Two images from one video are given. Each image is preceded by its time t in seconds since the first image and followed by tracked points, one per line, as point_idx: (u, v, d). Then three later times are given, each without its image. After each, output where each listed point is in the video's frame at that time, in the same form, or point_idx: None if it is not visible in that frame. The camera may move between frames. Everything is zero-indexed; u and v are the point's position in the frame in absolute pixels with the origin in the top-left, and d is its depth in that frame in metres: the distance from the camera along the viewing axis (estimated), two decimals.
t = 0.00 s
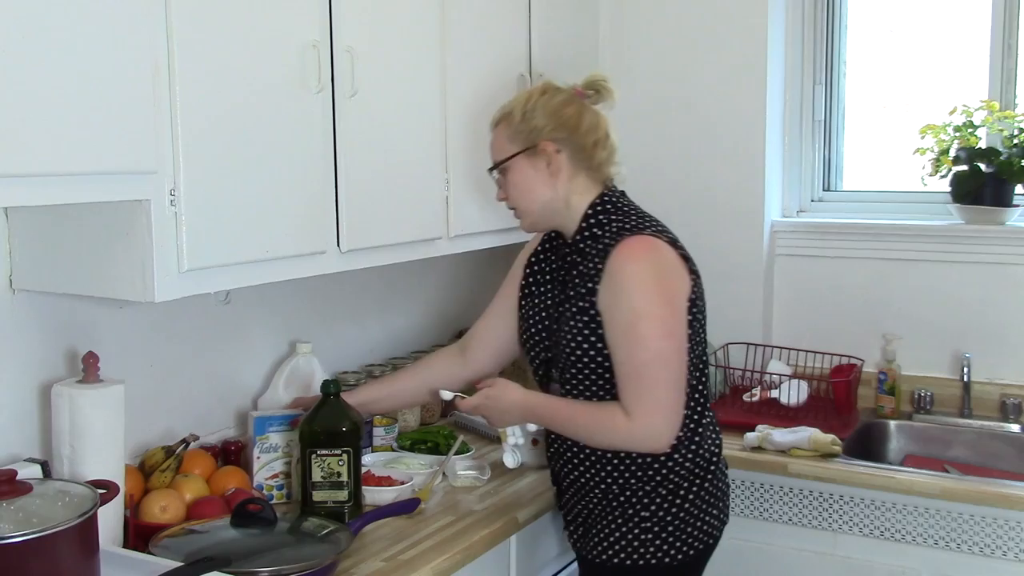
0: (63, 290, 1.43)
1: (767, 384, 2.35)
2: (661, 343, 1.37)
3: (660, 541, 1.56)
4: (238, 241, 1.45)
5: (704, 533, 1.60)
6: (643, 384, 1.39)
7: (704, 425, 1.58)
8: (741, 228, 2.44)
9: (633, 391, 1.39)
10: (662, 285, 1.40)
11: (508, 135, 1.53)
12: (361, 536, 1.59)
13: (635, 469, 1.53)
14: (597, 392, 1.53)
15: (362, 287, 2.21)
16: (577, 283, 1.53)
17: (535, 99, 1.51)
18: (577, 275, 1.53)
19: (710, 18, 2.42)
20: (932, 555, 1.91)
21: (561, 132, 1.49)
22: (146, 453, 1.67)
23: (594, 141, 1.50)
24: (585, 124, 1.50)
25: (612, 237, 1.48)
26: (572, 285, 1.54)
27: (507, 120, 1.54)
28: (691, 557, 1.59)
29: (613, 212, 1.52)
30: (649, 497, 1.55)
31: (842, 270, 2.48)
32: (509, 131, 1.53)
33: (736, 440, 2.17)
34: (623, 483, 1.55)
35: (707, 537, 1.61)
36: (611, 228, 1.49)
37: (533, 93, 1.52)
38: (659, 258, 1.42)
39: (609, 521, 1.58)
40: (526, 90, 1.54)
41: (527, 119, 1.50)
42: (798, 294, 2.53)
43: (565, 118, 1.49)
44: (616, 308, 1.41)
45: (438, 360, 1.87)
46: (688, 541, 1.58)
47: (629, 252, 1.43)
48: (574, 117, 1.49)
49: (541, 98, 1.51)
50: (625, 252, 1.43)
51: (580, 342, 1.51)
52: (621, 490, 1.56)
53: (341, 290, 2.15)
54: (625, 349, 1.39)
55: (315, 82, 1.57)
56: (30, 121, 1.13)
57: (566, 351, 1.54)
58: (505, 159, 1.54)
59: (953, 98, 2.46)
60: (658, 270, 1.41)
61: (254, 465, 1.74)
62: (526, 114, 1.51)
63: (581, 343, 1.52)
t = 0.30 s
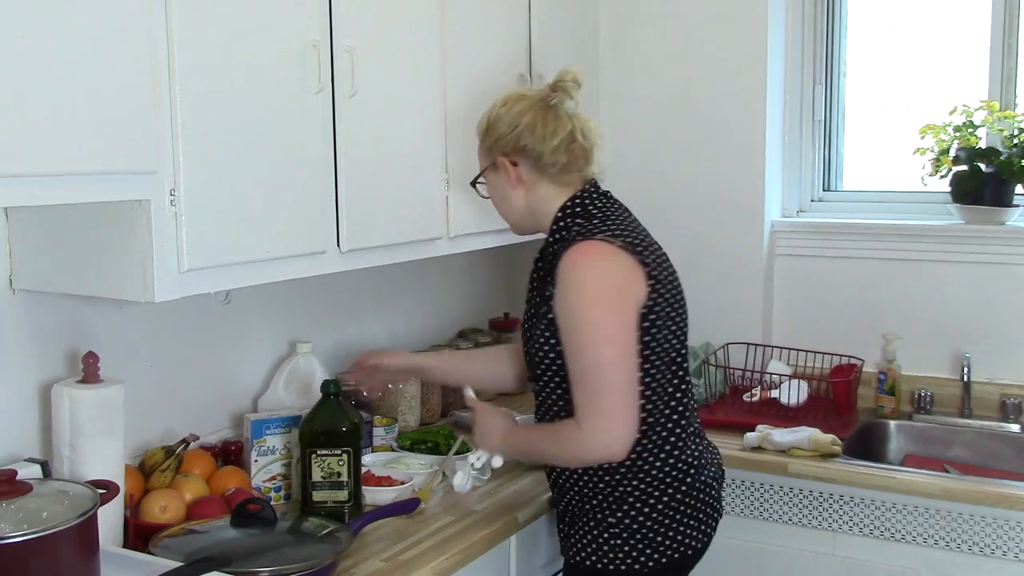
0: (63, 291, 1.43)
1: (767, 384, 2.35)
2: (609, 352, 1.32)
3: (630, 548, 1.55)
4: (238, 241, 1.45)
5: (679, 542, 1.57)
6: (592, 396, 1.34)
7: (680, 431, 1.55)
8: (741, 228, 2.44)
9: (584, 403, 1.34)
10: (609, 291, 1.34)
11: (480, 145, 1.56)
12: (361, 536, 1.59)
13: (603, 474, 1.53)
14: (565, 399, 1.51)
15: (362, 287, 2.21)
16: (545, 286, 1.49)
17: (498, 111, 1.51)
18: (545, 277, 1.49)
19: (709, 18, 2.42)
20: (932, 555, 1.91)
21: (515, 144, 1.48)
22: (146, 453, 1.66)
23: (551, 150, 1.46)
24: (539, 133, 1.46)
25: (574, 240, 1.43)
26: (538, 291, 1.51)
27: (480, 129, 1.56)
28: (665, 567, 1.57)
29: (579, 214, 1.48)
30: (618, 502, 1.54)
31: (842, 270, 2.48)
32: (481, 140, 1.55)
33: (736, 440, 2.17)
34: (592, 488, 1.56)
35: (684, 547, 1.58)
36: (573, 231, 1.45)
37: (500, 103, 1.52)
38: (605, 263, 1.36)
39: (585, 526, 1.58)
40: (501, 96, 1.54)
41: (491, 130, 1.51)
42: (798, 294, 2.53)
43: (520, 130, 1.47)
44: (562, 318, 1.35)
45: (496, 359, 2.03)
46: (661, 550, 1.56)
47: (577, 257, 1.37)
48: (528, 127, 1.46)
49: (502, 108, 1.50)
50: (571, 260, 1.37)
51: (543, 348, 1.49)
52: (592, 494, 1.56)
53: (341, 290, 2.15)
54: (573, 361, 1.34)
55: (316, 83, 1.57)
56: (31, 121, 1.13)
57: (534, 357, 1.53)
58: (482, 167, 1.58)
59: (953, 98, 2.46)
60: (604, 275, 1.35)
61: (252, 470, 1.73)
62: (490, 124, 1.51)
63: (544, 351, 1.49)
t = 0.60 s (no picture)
0: (63, 290, 1.43)
1: (767, 384, 2.35)
2: (589, 349, 1.36)
3: (616, 542, 1.56)
4: (238, 241, 1.45)
5: (667, 539, 1.56)
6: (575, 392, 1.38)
7: (669, 426, 1.53)
8: (741, 228, 2.44)
9: (566, 396, 1.39)
10: (588, 289, 1.37)
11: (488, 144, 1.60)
12: (361, 536, 1.59)
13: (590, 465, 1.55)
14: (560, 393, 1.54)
15: (362, 287, 2.21)
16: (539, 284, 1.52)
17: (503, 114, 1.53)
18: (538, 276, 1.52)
19: (709, 18, 2.42)
20: (932, 555, 1.91)
21: (516, 148, 1.50)
22: (146, 453, 1.67)
23: (549, 154, 1.48)
24: (537, 138, 1.47)
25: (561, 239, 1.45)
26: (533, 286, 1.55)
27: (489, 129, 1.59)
28: (651, 563, 1.57)
29: (570, 215, 1.49)
30: (604, 495, 1.55)
31: (842, 270, 2.48)
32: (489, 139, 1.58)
33: (736, 440, 2.17)
34: (579, 479, 1.57)
35: (672, 544, 1.57)
36: (561, 230, 1.47)
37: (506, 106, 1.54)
38: (584, 262, 1.39)
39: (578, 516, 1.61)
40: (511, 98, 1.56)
41: (496, 131, 1.54)
42: (798, 294, 2.53)
43: (520, 134, 1.49)
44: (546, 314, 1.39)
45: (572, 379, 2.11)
46: (646, 546, 1.56)
47: (560, 255, 1.40)
48: (527, 132, 1.48)
49: (507, 112, 1.52)
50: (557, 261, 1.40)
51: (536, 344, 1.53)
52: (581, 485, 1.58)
53: (341, 290, 2.15)
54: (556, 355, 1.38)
55: (316, 83, 1.57)
56: (31, 122, 1.13)
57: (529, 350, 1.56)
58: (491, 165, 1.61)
59: (953, 98, 2.46)
60: (584, 274, 1.38)
61: (251, 471, 1.73)
62: (495, 125, 1.54)
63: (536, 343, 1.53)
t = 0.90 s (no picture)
0: (62, 290, 1.43)
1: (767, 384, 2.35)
2: (619, 331, 1.45)
3: (640, 523, 1.59)
4: (238, 241, 1.45)
5: (689, 521, 1.61)
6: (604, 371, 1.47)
7: (693, 408, 1.59)
8: (741, 229, 2.44)
9: (598, 376, 1.48)
10: (616, 274, 1.47)
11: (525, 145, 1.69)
12: (361, 537, 1.59)
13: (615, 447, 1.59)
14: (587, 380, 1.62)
15: (363, 287, 2.21)
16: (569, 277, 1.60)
17: (542, 115, 1.63)
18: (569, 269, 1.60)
19: (710, 18, 2.42)
20: (932, 555, 1.91)
21: (552, 145, 1.60)
22: (146, 453, 1.67)
23: (583, 153, 1.57)
24: (573, 137, 1.57)
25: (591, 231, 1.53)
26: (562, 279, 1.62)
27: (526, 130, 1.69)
28: (672, 545, 1.61)
29: (599, 211, 1.57)
30: (628, 476, 1.59)
31: (842, 270, 2.48)
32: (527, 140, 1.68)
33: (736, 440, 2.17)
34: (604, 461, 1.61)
35: (694, 528, 1.61)
36: (591, 224, 1.55)
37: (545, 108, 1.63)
38: (610, 249, 1.48)
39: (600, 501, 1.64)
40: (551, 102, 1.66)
41: (533, 131, 1.64)
42: (798, 294, 2.53)
43: (557, 132, 1.59)
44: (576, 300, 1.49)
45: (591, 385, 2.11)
46: (669, 528, 1.59)
47: (589, 245, 1.50)
48: (563, 132, 1.57)
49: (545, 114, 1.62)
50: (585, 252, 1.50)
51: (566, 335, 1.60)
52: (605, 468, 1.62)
53: (341, 290, 2.15)
54: (587, 338, 1.48)
55: (316, 83, 1.57)
56: (31, 121, 1.13)
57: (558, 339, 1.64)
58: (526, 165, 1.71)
59: (953, 98, 2.46)
60: (611, 261, 1.47)
61: (251, 471, 1.73)
62: (533, 125, 1.64)
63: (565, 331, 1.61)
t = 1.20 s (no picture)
0: (62, 291, 1.43)
1: (767, 384, 2.35)
2: (671, 317, 1.44)
3: (673, 512, 1.68)
4: (238, 241, 1.44)
5: (717, 509, 1.71)
6: (655, 356, 1.45)
7: (721, 404, 1.69)
8: (741, 229, 2.44)
9: (647, 363, 1.45)
10: (664, 266, 1.49)
11: (551, 147, 1.75)
12: (361, 537, 1.59)
13: (650, 440, 1.66)
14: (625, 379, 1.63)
15: (363, 287, 2.21)
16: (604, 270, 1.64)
17: (570, 118, 1.71)
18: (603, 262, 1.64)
19: (710, 18, 2.42)
20: (932, 555, 1.91)
21: (584, 146, 1.67)
22: (146, 453, 1.67)
23: (615, 155, 1.65)
24: (606, 140, 1.65)
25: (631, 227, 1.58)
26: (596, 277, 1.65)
27: (551, 133, 1.75)
28: (702, 533, 1.70)
29: (633, 210, 1.62)
30: (661, 469, 1.67)
31: (841, 270, 2.48)
32: (553, 143, 1.74)
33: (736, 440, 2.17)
34: (638, 454, 1.68)
35: (720, 516, 1.72)
36: (627, 222, 1.59)
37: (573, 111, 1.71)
38: (655, 244, 1.51)
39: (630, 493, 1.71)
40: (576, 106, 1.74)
41: (563, 133, 1.71)
42: (798, 294, 2.53)
43: (591, 133, 1.66)
44: (625, 291, 1.49)
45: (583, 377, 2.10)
46: (700, 517, 1.69)
47: (632, 240, 1.53)
48: (597, 133, 1.65)
49: (575, 117, 1.70)
50: (630, 243, 1.52)
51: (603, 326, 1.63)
52: (637, 461, 1.68)
53: (341, 290, 2.15)
54: (638, 327, 1.46)
55: (316, 83, 1.57)
56: (30, 121, 1.13)
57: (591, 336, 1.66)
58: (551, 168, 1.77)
59: (953, 98, 2.46)
60: (658, 254, 1.50)
61: (251, 471, 1.73)
62: (562, 128, 1.71)
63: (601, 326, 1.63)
